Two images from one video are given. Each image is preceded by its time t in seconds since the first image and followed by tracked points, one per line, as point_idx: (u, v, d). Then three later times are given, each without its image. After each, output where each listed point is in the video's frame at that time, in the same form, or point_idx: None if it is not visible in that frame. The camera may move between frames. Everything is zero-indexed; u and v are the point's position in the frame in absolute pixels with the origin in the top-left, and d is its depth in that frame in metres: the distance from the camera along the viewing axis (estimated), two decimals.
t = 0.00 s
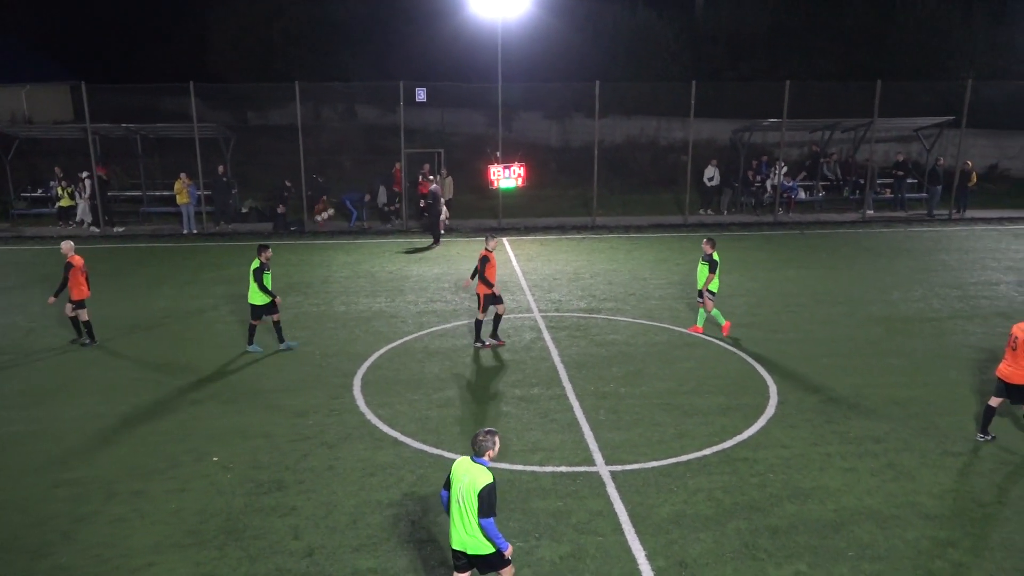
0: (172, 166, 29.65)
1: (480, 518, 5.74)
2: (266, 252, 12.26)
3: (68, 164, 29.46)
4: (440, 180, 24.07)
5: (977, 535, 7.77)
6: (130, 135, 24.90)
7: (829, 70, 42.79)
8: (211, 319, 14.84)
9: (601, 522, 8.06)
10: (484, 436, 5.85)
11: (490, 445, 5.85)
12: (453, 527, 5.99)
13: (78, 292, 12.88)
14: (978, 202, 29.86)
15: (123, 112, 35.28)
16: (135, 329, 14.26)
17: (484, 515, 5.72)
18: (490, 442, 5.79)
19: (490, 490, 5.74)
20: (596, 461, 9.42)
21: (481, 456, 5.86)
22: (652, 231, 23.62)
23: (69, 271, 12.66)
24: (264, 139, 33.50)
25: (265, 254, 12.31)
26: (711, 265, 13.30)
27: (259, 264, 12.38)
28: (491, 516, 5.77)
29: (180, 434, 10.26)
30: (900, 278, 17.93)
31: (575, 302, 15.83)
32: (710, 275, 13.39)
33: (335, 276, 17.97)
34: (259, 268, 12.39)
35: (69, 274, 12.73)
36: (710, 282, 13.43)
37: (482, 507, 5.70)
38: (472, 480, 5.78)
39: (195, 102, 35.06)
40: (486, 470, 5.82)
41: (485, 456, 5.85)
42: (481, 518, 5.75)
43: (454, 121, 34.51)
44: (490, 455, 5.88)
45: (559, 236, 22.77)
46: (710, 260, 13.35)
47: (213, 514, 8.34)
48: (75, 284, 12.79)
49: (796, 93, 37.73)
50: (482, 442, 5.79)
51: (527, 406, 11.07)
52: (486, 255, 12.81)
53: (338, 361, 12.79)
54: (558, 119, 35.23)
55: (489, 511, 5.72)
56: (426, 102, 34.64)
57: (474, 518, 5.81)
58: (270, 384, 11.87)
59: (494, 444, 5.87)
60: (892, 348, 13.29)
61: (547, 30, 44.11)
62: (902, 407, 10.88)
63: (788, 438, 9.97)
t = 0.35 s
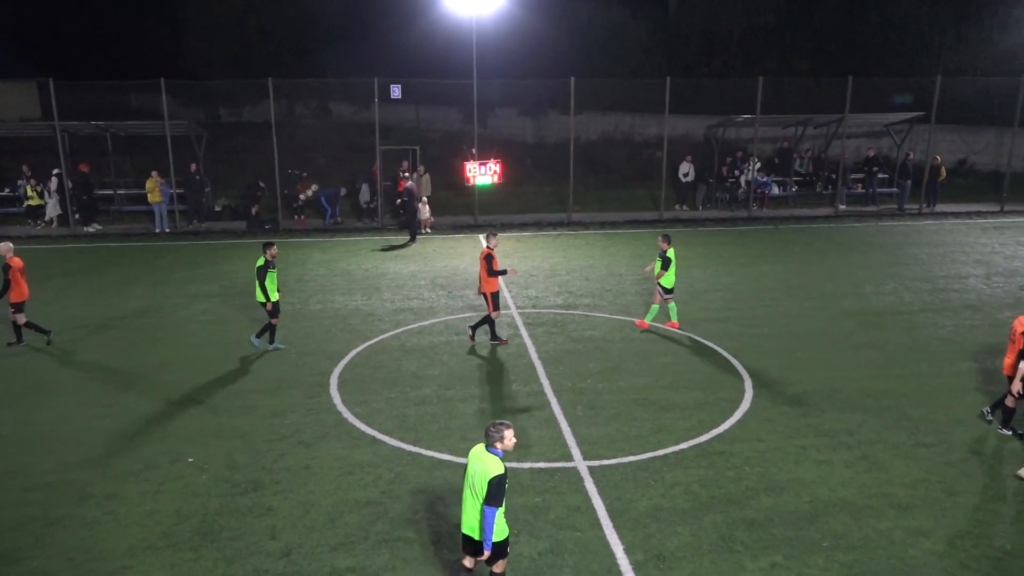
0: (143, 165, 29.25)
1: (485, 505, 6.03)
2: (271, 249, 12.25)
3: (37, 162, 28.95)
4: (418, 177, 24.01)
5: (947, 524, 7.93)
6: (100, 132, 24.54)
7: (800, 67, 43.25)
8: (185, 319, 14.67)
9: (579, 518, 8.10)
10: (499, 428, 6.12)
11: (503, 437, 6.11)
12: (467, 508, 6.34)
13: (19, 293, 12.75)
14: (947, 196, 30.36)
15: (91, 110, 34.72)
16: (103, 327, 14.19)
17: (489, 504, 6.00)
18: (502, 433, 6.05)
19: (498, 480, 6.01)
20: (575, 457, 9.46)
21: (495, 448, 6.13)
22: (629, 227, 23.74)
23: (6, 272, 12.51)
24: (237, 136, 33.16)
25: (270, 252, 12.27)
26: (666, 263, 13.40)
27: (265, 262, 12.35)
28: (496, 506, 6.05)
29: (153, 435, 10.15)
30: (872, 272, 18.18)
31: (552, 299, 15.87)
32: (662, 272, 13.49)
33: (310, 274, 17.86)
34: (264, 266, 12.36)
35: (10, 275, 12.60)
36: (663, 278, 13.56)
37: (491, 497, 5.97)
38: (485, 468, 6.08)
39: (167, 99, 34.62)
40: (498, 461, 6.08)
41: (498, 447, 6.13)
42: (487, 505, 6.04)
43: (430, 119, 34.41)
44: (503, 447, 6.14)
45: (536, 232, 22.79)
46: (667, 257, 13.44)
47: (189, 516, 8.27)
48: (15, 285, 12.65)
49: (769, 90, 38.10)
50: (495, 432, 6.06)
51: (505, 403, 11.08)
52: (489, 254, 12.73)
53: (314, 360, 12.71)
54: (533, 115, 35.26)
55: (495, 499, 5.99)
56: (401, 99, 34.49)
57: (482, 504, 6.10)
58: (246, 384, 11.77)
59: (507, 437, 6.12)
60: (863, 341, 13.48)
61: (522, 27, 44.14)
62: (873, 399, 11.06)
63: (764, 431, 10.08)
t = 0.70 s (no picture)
0: (126, 154, 28.95)
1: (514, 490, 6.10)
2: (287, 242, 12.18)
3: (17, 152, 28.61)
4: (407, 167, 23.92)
5: (929, 509, 8.03)
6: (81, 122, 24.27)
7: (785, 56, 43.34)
8: (170, 310, 14.56)
9: (568, 506, 8.14)
10: (520, 411, 6.15)
11: (525, 423, 6.11)
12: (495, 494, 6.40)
13: None
14: (931, 185, 30.58)
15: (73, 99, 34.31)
16: (88, 320, 14.03)
17: (518, 488, 6.07)
18: (522, 417, 6.08)
19: (522, 463, 6.08)
20: (563, 446, 9.48)
21: (518, 432, 6.15)
22: (615, 216, 23.77)
23: None
24: (222, 125, 32.87)
25: (286, 245, 12.18)
26: (628, 251, 13.46)
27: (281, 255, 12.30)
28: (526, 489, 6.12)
29: (139, 427, 10.10)
30: (857, 260, 18.30)
31: (539, 288, 15.88)
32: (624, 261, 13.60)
33: (297, 265, 17.77)
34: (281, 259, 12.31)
35: None
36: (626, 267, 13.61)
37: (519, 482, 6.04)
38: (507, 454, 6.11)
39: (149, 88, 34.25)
40: (522, 446, 6.10)
41: (521, 431, 6.14)
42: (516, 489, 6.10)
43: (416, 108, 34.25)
44: (526, 432, 6.14)
45: (523, 222, 22.77)
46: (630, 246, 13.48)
47: (177, 507, 8.24)
48: None
49: (755, 79, 38.17)
50: (517, 417, 6.08)
51: (493, 392, 11.09)
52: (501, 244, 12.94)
53: (301, 350, 12.66)
54: (520, 104, 35.16)
55: (524, 483, 6.06)
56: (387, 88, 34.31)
57: (510, 489, 6.17)
58: (233, 375, 11.72)
59: (529, 422, 6.11)
60: (848, 328, 13.58)
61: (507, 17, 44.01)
62: (858, 386, 11.15)
63: (750, 419, 10.15)
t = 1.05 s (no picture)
0: (120, 144, 28.80)
1: (548, 470, 6.18)
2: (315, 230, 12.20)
3: (11, 141, 28.45)
4: (408, 157, 23.86)
5: (924, 496, 8.08)
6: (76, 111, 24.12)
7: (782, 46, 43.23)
8: (166, 300, 14.53)
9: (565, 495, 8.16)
10: (566, 394, 6.22)
11: (570, 404, 6.17)
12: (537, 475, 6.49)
13: None
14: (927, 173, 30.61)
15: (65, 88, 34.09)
16: (85, 309, 14.02)
17: (551, 468, 6.14)
18: (566, 399, 6.16)
19: (559, 445, 6.14)
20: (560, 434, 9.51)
21: (562, 415, 6.21)
22: (612, 205, 23.75)
23: None
24: (216, 115, 32.72)
25: (314, 233, 12.10)
26: (604, 241, 13.42)
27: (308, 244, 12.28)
28: (560, 471, 6.16)
29: (137, 417, 10.08)
30: (854, 248, 18.32)
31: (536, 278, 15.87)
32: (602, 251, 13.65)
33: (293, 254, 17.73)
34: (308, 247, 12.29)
35: None
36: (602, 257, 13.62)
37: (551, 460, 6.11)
38: (548, 431, 6.22)
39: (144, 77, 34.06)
40: (562, 426, 6.17)
41: (565, 415, 6.20)
42: (549, 469, 6.18)
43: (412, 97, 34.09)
44: (570, 414, 6.20)
45: (520, 211, 22.73)
46: (605, 235, 13.43)
47: (174, 496, 8.26)
48: None
49: (752, 67, 38.08)
50: (561, 398, 6.15)
51: (490, 382, 11.11)
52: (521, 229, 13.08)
53: (298, 340, 12.65)
54: (516, 93, 35.02)
55: (556, 464, 6.11)
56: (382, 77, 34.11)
57: (547, 469, 6.24)
58: (230, 365, 11.71)
59: (575, 405, 6.18)
60: (844, 317, 13.61)
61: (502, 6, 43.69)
62: (854, 375, 11.19)
63: (747, 407, 10.18)
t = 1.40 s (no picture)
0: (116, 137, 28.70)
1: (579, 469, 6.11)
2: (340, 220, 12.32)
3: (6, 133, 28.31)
4: (407, 150, 23.78)
5: (919, 489, 8.11)
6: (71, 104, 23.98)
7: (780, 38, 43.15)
8: (162, 293, 14.49)
9: (562, 488, 8.18)
10: (615, 398, 6.06)
11: (619, 409, 6.01)
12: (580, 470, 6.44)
13: None
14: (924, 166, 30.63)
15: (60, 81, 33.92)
16: (82, 302, 14.00)
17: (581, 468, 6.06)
18: (611, 403, 6.00)
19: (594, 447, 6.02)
20: (557, 427, 9.52)
21: (607, 419, 6.06)
22: (609, 199, 23.72)
23: None
24: (212, 107, 32.59)
25: (340, 223, 12.16)
26: (586, 232, 13.40)
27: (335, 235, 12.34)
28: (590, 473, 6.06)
29: (134, 411, 10.06)
30: (850, 241, 18.32)
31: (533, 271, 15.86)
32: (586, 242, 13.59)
33: (290, 247, 17.71)
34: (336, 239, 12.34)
35: None
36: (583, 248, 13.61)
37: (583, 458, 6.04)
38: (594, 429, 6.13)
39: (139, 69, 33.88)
40: (605, 429, 6.04)
41: (609, 420, 6.04)
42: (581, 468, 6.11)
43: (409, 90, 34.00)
44: (617, 419, 6.05)
45: (518, 204, 22.72)
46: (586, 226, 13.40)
47: (172, 490, 8.26)
48: None
49: (749, 60, 37.99)
50: (608, 401, 6.02)
51: (488, 374, 11.12)
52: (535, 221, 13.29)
53: (295, 333, 12.64)
54: (513, 85, 34.93)
55: (586, 466, 6.01)
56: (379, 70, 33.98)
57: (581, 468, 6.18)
58: (228, 358, 11.69)
59: (623, 410, 6.02)
60: (841, 310, 13.62)
61: None
62: (850, 367, 11.21)
63: (744, 400, 10.19)
